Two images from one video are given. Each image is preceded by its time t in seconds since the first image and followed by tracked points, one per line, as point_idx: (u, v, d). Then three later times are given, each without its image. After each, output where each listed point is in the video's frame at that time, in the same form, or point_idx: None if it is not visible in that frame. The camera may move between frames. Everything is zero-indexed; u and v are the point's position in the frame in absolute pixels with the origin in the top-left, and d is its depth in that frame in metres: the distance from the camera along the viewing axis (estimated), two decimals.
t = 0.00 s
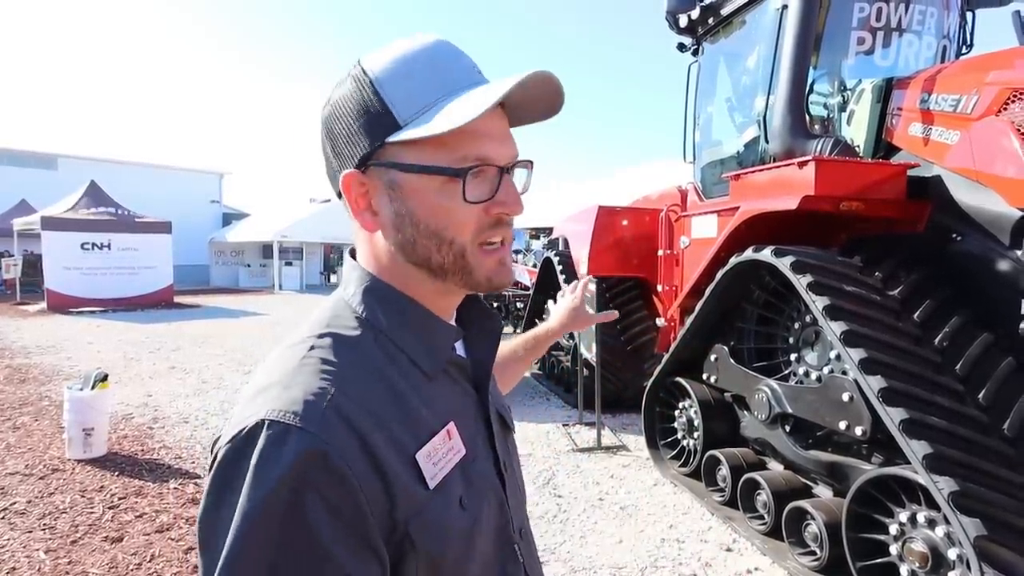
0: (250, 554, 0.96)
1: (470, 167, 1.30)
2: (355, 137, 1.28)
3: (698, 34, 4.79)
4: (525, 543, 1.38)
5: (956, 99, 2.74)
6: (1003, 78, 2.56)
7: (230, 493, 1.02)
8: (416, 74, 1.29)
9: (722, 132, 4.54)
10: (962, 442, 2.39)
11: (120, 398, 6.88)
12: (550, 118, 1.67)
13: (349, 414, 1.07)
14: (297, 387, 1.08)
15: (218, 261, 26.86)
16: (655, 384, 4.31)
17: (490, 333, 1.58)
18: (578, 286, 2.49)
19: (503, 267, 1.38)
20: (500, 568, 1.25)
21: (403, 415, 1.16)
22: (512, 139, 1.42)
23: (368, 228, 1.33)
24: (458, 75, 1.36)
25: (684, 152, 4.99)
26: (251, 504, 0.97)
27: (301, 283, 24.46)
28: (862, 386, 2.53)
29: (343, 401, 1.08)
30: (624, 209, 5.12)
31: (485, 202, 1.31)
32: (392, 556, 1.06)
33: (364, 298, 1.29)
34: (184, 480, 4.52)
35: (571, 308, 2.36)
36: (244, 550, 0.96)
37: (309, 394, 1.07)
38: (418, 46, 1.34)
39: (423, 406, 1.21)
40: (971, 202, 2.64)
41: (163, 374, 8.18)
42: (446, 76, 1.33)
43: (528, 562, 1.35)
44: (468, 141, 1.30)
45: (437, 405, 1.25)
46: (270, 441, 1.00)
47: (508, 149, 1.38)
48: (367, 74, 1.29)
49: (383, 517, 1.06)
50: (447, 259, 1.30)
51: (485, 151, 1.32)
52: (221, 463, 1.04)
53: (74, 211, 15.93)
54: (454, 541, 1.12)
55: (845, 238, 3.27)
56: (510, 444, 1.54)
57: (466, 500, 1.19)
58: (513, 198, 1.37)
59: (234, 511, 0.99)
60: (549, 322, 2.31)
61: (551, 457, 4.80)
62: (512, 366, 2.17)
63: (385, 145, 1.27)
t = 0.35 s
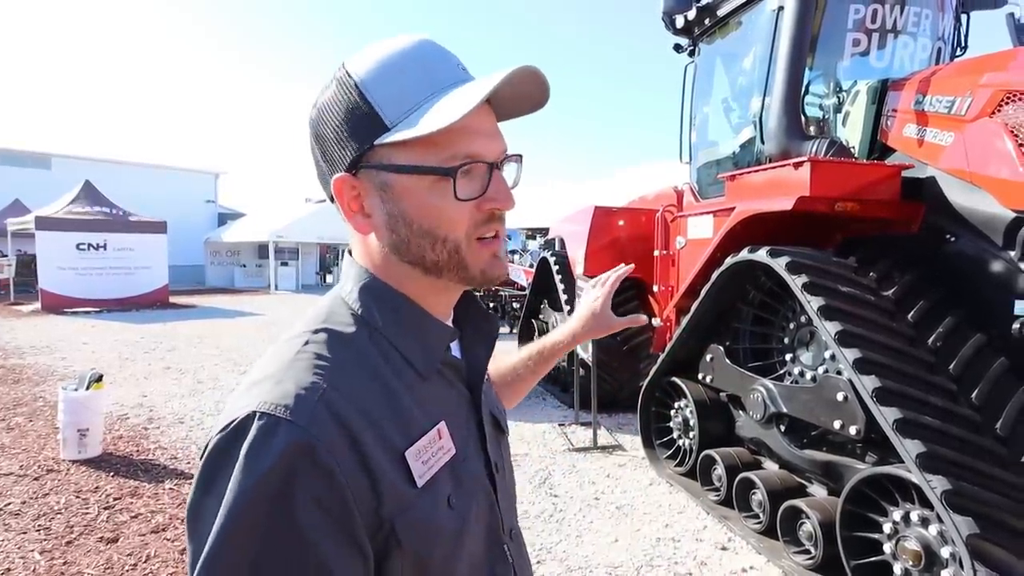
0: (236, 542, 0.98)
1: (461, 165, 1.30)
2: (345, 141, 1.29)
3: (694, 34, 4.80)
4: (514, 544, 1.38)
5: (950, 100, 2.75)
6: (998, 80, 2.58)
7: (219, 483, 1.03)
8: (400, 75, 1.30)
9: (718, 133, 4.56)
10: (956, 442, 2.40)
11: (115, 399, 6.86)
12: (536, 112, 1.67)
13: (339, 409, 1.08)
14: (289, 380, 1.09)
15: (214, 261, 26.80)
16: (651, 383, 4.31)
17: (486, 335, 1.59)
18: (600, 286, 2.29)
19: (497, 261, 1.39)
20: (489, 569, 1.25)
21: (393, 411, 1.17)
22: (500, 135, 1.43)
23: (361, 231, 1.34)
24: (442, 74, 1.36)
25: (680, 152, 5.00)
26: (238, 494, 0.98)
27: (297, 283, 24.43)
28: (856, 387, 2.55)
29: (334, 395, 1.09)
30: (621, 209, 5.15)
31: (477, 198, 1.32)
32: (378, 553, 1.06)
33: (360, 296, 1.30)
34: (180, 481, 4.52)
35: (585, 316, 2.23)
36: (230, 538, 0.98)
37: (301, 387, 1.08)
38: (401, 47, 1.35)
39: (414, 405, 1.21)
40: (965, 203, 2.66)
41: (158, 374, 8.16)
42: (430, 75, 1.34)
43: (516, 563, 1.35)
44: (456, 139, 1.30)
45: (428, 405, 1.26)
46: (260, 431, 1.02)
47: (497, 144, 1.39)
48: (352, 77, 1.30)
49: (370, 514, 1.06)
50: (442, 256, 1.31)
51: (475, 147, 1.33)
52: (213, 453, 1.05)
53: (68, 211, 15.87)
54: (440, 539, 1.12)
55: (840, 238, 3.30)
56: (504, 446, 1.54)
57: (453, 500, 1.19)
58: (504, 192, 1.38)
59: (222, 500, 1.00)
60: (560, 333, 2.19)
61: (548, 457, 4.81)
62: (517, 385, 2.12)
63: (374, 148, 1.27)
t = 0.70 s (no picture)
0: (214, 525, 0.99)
1: (442, 160, 1.30)
2: (322, 136, 1.28)
3: (688, 28, 4.80)
4: (508, 533, 1.37)
5: (944, 92, 2.76)
6: (991, 71, 2.57)
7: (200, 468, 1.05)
8: (375, 69, 1.29)
9: (712, 127, 4.56)
10: (950, 433, 2.41)
11: (111, 398, 6.83)
12: (513, 100, 1.66)
13: (316, 394, 1.09)
14: (266, 365, 1.10)
15: (209, 260, 26.72)
16: (646, 377, 4.31)
17: (477, 329, 1.58)
18: (594, 275, 2.20)
19: (480, 251, 1.39)
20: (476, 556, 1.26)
21: (374, 397, 1.17)
22: (479, 126, 1.42)
23: (344, 227, 1.34)
24: (417, 65, 1.35)
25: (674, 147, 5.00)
26: (214, 478, 0.99)
27: (293, 281, 24.38)
28: (852, 378, 2.55)
29: (311, 380, 1.10)
30: (616, 204, 5.14)
31: (460, 192, 1.32)
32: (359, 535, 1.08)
33: (342, 285, 1.30)
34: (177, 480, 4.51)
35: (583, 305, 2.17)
36: (208, 521, 0.99)
37: (278, 371, 1.09)
38: (375, 39, 1.33)
39: (396, 391, 1.22)
40: (958, 194, 2.66)
41: (154, 373, 8.13)
42: (405, 67, 1.32)
43: (509, 551, 1.35)
44: (436, 133, 1.29)
45: (412, 391, 1.25)
46: (235, 416, 1.03)
47: (477, 135, 1.38)
48: (326, 72, 1.28)
49: (349, 497, 1.07)
50: (425, 250, 1.31)
51: (454, 140, 1.32)
52: (193, 439, 1.07)
53: (62, 210, 15.80)
54: (420, 522, 1.13)
55: (834, 232, 3.30)
56: (498, 438, 1.54)
57: (437, 484, 1.20)
58: (485, 183, 1.37)
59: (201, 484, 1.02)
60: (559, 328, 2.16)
61: (544, 452, 4.82)
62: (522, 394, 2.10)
63: (353, 145, 1.26)
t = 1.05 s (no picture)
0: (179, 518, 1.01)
1: (399, 152, 1.30)
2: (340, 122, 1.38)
3: (688, 24, 4.79)
4: (503, 534, 1.36)
5: (944, 87, 2.75)
6: (992, 66, 2.57)
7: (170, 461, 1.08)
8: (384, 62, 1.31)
9: (712, 124, 4.55)
10: (951, 429, 2.41)
11: (111, 396, 6.82)
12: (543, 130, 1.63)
13: (286, 390, 1.10)
14: (239, 359, 1.12)
15: (209, 257, 26.69)
16: (646, 375, 4.32)
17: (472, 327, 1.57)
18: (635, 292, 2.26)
19: (429, 269, 1.34)
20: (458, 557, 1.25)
21: (347, 394, 1.17)
22: (473, 145, 1.38)
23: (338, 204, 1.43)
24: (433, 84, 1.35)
25: (674, 143, 5.00)
26: (180, 471, 1.02)
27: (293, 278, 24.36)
28: (852, 375, 2.55)
29: (281, 374, 1.11)
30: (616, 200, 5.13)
31: (410, 191, 1.31)
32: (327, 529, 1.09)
33: (326, 282, 1.31)
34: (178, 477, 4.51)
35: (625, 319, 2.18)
36: (173, 514, 1.01)
37: (249, 365, 1.11)
38: (410, 40, 1.35)
39: (373, 388, 1.21)
40: (959, 190, 2.66)
41: (155, 371, 8.13)
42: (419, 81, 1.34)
43: (502, 552, 1.34)
44: (407, 125, 1.31)
45: (391, 389, 1.24)
46: (203, 411, 1.05)
47: (459, 150, 1.35)
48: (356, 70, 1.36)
49: (317, 492, 1.08)
50: (371, 241, 1.32)
51: (423, 142, 1.32)
52: (166, 432, 1.10)
53: (62, 208, 15.79)
54: (392, 519, 1.13)
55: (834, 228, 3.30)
56: (495, 440, 1.50)
57: (415, 483, 1.19)
58: (450, 196, 1.34)
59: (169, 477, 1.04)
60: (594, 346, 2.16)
61: (545, 448, 4.81)
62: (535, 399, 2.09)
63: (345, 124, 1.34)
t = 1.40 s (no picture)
0: (171, 500, 1.01)
1: (369, 136, 1.32)
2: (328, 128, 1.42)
3: (690, 21, 4.77)
4: (505, 537, 1.35)
5: (948, 83, 2.74)
6: (996, 61, 2.55)
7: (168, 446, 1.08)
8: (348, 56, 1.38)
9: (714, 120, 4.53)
10: (954, 426, 2.40)
11: (115, 394, 6.84)
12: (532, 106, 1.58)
13: (285, 379, 1.10)
14: (242, 347, 1.14)
15: (211, 256, 26.71)
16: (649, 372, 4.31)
17: (480, 326, 1.55)
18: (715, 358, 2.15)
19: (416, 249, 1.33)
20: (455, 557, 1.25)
21: (345, 386, 1.17)
22: (441, 117, 1.37)
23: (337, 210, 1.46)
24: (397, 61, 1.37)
25: (677, 140, 4.98)
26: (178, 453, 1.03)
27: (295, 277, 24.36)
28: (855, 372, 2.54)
29: (281, 363, 1.12)
30: (618, 198, 5.13)
31: (386, 174, 1.31)
32: (316, 521, 1.09)
33: (337, 276, 1.33)
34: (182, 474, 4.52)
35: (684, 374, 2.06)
36: (165, 496, 1.01)
37: (251, 354, 1.12)
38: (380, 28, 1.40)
39: (375, 384, 1.20)
40: (963, 186, 2.64)
41: (159, 369, 8.14)
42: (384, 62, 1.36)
43: (503, 557, 1.33)
44: (374, 108, 1.34)
45: (393, 384, 1.23)
46: (205, 395, 1.07)
47: (425, 123, 1.34)
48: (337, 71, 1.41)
49: (309, 483, 1.08)
50: (360, 233, 1.33)
51: (388, 122, 1.33)
52: (168, 419, 1.11)
53: (65, 207, 15.81)
54: (384, 513, 1.12)
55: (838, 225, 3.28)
56: (503, 446, 1.46)
57: (412, 479, 1.19)
58: (427, 173, 1.32)
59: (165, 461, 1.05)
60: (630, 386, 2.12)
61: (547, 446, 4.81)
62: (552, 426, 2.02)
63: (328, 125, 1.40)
